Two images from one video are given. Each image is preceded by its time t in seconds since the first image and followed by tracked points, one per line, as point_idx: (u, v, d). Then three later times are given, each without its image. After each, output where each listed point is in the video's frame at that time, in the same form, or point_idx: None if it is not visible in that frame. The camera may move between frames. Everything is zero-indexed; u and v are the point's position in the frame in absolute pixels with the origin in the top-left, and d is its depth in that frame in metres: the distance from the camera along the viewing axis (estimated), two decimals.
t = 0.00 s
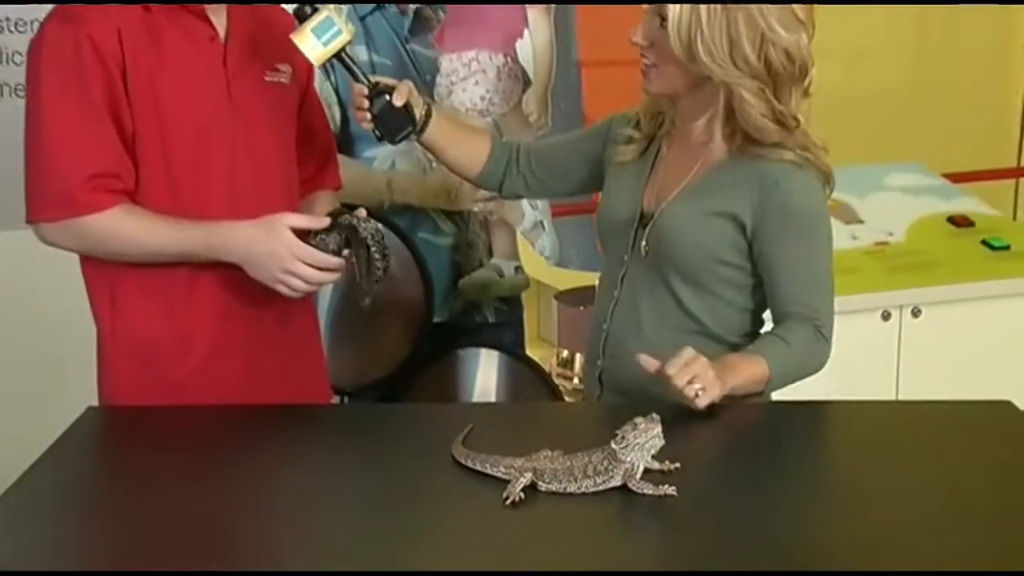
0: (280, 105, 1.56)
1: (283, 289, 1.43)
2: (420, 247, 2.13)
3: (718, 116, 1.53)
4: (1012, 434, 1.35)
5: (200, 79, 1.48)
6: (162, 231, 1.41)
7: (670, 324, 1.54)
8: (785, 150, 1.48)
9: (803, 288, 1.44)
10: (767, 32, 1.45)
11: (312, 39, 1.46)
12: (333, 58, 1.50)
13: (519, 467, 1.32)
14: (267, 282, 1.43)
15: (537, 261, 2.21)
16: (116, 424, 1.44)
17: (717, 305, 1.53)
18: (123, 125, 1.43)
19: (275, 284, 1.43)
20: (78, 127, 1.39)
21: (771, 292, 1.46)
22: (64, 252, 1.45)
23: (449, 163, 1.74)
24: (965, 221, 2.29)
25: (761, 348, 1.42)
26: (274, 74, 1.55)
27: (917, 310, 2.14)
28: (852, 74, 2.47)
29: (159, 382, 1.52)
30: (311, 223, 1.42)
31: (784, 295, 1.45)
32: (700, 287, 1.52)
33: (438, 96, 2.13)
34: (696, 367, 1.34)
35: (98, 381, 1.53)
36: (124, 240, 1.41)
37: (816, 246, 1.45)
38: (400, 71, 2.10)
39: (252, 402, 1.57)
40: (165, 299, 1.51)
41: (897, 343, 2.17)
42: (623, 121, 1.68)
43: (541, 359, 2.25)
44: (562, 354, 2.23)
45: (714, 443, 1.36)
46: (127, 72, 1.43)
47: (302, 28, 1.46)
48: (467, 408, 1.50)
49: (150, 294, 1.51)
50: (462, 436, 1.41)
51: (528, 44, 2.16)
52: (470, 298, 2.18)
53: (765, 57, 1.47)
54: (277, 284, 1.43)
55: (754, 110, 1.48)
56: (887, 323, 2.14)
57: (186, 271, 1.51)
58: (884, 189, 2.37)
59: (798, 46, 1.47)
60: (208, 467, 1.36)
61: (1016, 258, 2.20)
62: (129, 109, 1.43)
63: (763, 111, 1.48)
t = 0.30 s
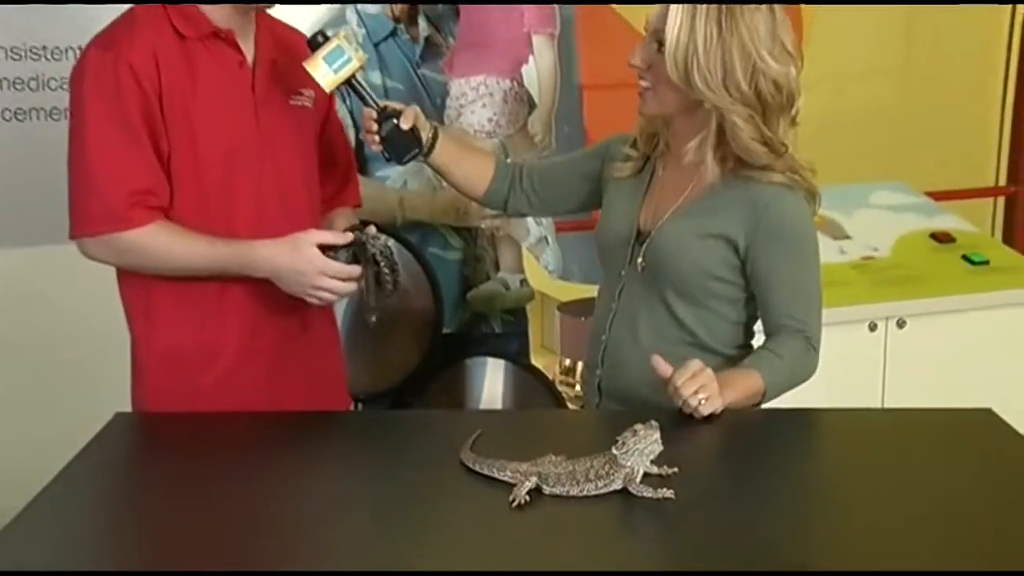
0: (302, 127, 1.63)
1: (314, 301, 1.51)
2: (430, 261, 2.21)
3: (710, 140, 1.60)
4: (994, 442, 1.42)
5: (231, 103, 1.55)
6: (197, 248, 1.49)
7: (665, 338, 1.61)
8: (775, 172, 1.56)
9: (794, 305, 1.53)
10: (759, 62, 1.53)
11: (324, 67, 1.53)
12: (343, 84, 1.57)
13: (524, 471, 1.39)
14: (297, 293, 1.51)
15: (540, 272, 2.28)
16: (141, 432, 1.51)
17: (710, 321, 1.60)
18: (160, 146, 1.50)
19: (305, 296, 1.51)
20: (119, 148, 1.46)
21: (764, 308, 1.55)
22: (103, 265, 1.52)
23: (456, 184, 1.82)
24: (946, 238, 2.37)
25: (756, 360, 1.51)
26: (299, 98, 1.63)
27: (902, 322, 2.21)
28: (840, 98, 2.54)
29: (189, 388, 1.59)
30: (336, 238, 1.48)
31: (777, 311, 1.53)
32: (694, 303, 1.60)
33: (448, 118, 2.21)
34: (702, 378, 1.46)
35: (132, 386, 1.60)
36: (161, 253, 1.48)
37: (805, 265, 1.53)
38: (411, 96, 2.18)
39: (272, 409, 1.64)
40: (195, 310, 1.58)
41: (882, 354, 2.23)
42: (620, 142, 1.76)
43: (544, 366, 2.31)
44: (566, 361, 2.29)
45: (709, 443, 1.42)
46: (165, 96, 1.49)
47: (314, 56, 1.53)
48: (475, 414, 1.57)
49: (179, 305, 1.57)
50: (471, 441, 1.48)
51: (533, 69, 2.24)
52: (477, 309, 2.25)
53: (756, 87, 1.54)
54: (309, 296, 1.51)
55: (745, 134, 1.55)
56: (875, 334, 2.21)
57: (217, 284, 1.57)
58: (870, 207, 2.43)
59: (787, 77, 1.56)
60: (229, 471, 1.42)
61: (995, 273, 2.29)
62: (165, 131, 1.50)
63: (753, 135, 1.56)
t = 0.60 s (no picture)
0: (322, 145, 1.71)
1: (333, 297, 1.58)
2: (438, 274, 2.28)
3: (720, 165, 1.66)
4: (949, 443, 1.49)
5: (255, 123, 1.62)
6: (221, 255, 1.56)
7: (664, 348, 1.68)
8: (773, 191, 1.64)
9: (784, 320, 1.59)
10: (758, 85, 1.61)
11: (344, 92, 1.60)
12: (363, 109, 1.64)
13: (528, 475, 1.45)
14: (316, 292, 1.58)
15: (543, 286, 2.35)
16: (163, 438, 1.57)
17: (706, 333, 1.67)
18: (186, 164, 1.58)
19: (323, 293, 1.58)
20: (146, 167, 1.54)
21: (755, 321, 1.61)
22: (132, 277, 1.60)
23: (465, 201, 1.89)
24: (928, 251, 2.43)
25: (746, 371, 1.57)
26: (318, 117, 1.70)
27: (887, 331, 2.28)
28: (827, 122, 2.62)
29: (210, 392, 1.66)
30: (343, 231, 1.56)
31: (767, 325, 1.60)
32: (692, 315, 1.66)
33: (455, 139, 2.28)
34: (691, 388, 1.54)
35: (158, 388, 1.67)
36: (186, 263, 1.55)
37: (796, 280, 1.60)
38: (422, 118, 2.25)
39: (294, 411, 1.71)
40: (217, 318, 1.65)
41: (869, 362, 2.31)
42: (622, 162, 1.83)
43: (546, 373, 2.37)
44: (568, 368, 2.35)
45: (704, 448, 1.48)
46: (192, 117, 1.57)
47: (336, 82, 1.60)
48: (483, 420, 1.63)
49: (202, 314, 1.64)
50: (479, 446, 1.54)
51: (537, 92, 2.32)
52: (483, 318, 2.32)
53: (757, 107, 1.62)
54: (327, 293, 1.58)
55: (751, 156, 1.62)
56: (861, 343, 2.28)
57: (237, 291, 1.65)
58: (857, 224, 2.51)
59: (783, 92, 1.63)
60: (247, 476, 1.49)
61: (974, 285, 2.35)
62: (191, 151, 1.58)
63: (758, 156, 1.63)
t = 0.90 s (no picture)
0: (334, 162, 1.77)
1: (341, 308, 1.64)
2: (446, 288, 2.34)
3: (720, 182, 1.72)
4: (926, 451, 1.55)
5: (270, 142, 1.68)
6: (232, 268, 1.63)
7: (665, 357, 1.74)
8: (770, 208, 1.70)
9: (779, 330, 1.65)
10: (758, 104, 1.67)
11: (365, 110, 1.67)
12: (380, 126, 1.71)
13: (531, 480, 1.50)
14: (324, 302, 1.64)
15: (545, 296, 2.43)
16: (181, 445, 1.63)
17: (706, 343, 1.73)
18: (204, 182, 1.64)
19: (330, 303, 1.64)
20: (163, 185, 1.61)
21: (751, 332, 1.67)
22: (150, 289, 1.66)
23: (473, 216, 1.96)
24: (914, 266, 2.50)
25: (741, 380, 1.63)
26: (329, 134, 1.76)
27: (875, 342, 2.35)
28: (820, 131, 2.73)
29: (227, 401, 1.73)
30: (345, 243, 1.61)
31: (762, 335, 1.66)
32: (692, 326, 1.73)
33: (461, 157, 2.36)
34: (687, 398, 1.59)
35: (177, 398, 1.74)
36: (200, 276, 1.62)
37: (791, 292, 1.66)
38: (430, 137, 2.33)
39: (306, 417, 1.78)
40: (231, 328, 1.71)
41: (855, 372, 2.36)
42: (623, 181, 1.89)
43: (547, 381, 2.45)
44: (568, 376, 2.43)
45: (700, 457, 1.54)
46: (209, 137, 1.63)
47: (356, 101, 1.67)
48: (487, 429, 1.69)
49: (216, 324, 1.71)
50: (482, 453, 1.60)
51: (540, 113, 2.41)
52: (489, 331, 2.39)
53: (757, 126, 1.68)
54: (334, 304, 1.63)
55: (751, 174, 1.69)
56: (850, 352, 2.34)
57: (249, 302, 1.71)
58: (846, 239, 2.59)
59: (781, 113, 1.70)
60: (261, 481, 1.55)
61: (958, 297, 2.41)
62: (209, 169, 1.64)
63: (757, 174, 1.70)
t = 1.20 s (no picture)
0: (344, 178, 1.84)
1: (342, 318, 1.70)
2: (451, 299, 2.41)
3: (709, 202, 1.80)
4: (906, 457, 1.61)
5: (285, 160, 1.75)
6: (243, 277, 1.69)
7: (663, 368, 1.80)
8: (763, 225, 1.77)
9: (772, 342, 1.71)
10: (746, 131, 1.74)
11: (371, 132, 1.73)
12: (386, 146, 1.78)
13: (533, 485, 1.57)
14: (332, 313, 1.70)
15: (547, 307, 2.52)
16: (197, 451, 1.70)
17: (703, 354, 1.79)
18: (219, 196, 1.71)
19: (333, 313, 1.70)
20: (179, 197, 1.68)
21: (746, 344, 1.73)
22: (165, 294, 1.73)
23: (478, 231, 2.02)
24: (899, 278, 2.56)
25: (735, 389, 1.69)
26: (341, 153, 1.83)
27: (863, 351, 2.41)
28: (809, 150, 2.88)
29: (242, 407, 1.80)
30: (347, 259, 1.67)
31: (756, 347, 1.72)
32: (690, 338, 1.79)
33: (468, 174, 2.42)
34: (683, 405, 1.66)
35: (194, 403, 1.81)
36: (212, 283, 1.68)
37: (784, 306, 1.72)
38: (437, 156, 2.39)
39: (316, 422, 1.85)
40: (248, 333, 1.78)
41: (845, 381, 2.43)
42: (623, 197, 1.96)
43: (548, 387, 2.54)
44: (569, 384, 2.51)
45: (695, 463, 1.60)
46: (225, 154, 1.70)
47: (363, 123, 1.73)
48: (492, 435, 1.76)
49: (235, 329, 1.77)
50: (487, 458, 1.67)
51: (541, 132, 2.48)
52: (492, 340, 2.46)
53: (745, 151, 1.75)
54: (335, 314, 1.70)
55: (739, 194, 1.76)
56: (839, 361, 2.40)
57: (267, 308, 1.78)
58: (834, 252, 2.66)
59: (769, 141, 1.77)
60: (275, 485, 1.61)
61: (942, 309, 2.48)
62: (224, 184, 1.71)
63: (746, 194, 1.76)
